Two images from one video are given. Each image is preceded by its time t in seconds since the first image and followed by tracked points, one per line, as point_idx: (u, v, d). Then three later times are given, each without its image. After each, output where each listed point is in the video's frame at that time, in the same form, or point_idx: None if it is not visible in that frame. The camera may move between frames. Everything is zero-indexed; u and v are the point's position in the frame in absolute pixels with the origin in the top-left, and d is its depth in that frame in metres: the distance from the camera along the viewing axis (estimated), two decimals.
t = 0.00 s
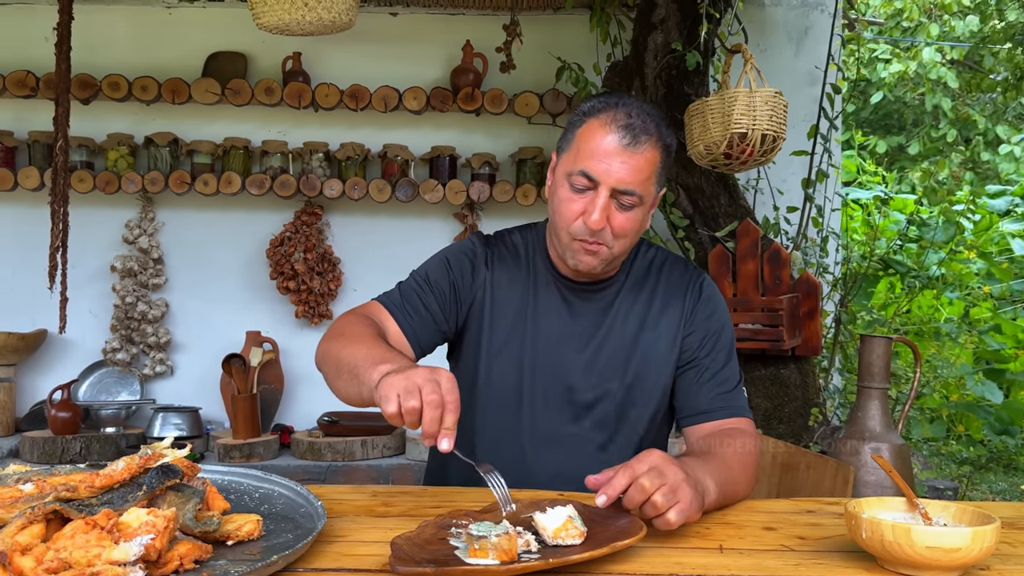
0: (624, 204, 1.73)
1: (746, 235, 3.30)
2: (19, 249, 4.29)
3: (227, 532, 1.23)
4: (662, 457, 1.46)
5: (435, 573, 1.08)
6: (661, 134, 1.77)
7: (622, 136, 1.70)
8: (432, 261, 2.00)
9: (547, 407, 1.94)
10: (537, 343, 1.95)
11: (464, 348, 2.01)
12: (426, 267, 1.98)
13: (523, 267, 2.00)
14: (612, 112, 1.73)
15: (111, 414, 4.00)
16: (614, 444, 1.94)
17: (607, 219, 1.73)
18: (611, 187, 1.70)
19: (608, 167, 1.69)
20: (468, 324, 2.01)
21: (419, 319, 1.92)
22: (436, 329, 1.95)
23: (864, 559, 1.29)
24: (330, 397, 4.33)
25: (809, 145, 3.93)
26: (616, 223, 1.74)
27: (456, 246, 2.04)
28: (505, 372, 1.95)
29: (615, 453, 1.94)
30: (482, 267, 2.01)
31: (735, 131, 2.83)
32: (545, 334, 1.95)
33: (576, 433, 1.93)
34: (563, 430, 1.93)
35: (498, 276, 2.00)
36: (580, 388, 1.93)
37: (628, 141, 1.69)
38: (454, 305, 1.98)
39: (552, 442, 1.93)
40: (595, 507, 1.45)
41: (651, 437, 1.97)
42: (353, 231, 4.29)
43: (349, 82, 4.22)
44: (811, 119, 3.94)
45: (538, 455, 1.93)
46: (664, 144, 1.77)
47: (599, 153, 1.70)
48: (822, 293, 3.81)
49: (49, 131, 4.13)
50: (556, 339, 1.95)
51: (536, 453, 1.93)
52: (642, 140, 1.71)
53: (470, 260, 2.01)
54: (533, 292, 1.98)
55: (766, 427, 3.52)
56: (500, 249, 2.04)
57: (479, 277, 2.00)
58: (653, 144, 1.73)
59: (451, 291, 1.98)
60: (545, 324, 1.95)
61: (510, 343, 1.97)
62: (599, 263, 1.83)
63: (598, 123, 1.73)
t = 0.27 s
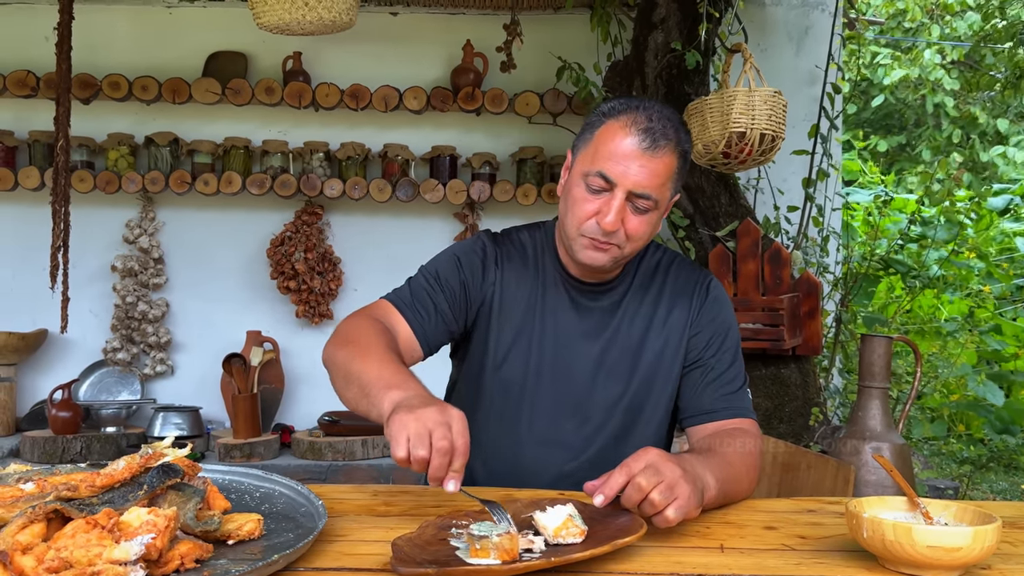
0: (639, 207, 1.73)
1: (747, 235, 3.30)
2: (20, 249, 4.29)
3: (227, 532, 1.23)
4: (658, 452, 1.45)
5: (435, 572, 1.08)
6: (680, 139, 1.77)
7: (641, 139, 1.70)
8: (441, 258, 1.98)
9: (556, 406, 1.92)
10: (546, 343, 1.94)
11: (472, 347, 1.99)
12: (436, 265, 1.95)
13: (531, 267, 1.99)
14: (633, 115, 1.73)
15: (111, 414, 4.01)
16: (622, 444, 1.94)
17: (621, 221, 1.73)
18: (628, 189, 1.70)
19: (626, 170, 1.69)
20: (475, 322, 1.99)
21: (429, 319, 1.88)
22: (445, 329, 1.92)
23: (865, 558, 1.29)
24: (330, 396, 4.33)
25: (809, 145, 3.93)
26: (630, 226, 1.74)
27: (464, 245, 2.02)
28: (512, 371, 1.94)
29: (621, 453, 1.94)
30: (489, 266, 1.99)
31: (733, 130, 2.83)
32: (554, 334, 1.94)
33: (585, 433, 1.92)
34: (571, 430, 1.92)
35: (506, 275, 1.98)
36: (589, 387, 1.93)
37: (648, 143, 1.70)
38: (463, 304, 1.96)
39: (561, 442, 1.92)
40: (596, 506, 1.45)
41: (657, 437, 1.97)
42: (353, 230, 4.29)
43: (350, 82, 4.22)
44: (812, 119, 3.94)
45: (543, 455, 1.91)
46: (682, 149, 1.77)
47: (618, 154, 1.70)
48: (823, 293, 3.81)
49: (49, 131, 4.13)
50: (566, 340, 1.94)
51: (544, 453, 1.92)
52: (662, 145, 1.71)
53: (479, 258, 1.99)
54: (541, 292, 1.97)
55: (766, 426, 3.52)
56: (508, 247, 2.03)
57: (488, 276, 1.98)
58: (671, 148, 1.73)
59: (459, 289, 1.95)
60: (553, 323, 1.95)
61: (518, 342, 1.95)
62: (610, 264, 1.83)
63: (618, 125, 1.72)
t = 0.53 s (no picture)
0: (643, 206, 1.73)
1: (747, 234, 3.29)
2: (21, 249, 4.29)
3: (230, 531, 1.23)
4: (659, 451, 1.45)
5: (438, 570, 1.08)
6: (686, 138, 1.76)
7: (647, 137, 1.69)
8: (443, 262, 1.98)
9: (560, 407, 1.92)
10: (550, 344, 1.94)
11: (475, 348, 1.98)
12: (437, 270, 1.95)
13: (534, 268, 1.99)
14: (639, 113, 1.73)
15: (112, 414, 4.00)
16: (626, 444, 1.94)
17: (625, 220, 1.73)
18: (632, 188, 1.70)
19: (631, 168, 1.69)
20: (478, 324, 1.99)
21: (429, 327, 1.88)
22: (447, 332, 1.92)
23: (868, 557, 1.29)
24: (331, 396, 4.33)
25: (810, 144, 3.93)
26: (633, 225, 1.75)
27: (466, 247, 2.02)
28: (516, 373, 1.93)
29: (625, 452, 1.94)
30: (493, 267, 1.99)
31: (731, 129, 2.83)
32: (558, 335, 1.94)
33: (589, 433, 1.92)
34: (576, 431, 1.92)
35: (509, 276, 1.98)
36: (594, 387, 1.93)
37: (653, 143, 1.69)
38: (466, 307, 1.96)
39: (566, 442, 1.92)
40: (597, 505, 1.45)
41: (662, 437, 1.97)
42: (354, 230, 4.29)
43: (350, 81, 4.22)
44: (812, 118, 3.94)
45: (549, 456, 1.91)
46: (688, 148, 1.77)
47: (622, 153, 1.69)
48: (824, 292, 3.81)
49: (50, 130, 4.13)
50: (570, 340, 1.94)
51: (549, 454, 1.91)
52: (667, 144, 1.70)
53: (481, 260, 1.99)
54: (544, 293, 1.96)
55: (768, 425, 3.52)
56: (511, 248, 2.03)
57: (490, 278, 1.98)
58: (677, 146, 1.73)
59: (461, 292, 1.95)
60: (557, 324, 1.95)
61: (522, 342, 1.95)
62: (613, 263, 1.83)
63: (623, 123, 1.72)
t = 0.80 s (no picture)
0: (644, 207, 1.73)
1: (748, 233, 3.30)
2: (22, 249, 4.29)
3: (230, 530, 1.23)
4: (657, 449, 1.45)
5: (438, 569, 1.08)
6: (688, 139, 1.77)
7: (649, 138, 1.69)
8: (442, 260, 1.98)
9: (559, 405, 1.92)
10: (549, 342, 1.94)
11: (474, 346, 1.98)
12: (436, 268, 1.96)
13: (534, 267, 1.99)
14: (641, 115, 1.73)
15: (113, 414, 4.01)
16: (625, 442, 1.94)
17: (626, 221, 1.73)
18: (634, 189, 1.69)
19: (633, 169, 1.68)
20: (477, 323, 1.99)
21: (427, 323, 1.89)
22: (443, 330, 1.92)
23: (868, 555, 1.29)
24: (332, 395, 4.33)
25: (811, 143, 3.93)
26: (634, 226, 1.74)
27: (466, 245, 2.02)
28: (516, 371, 1.93)
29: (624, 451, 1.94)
30: (492, 265, 1.99)
31: (731, 127, 2.83)
32: (558, 334, 1.94)
33: (588, 432, 1.92)
34: (575, 429, 1.92)
35: (509, 275, 1.98)
36: (593, 386, 1.93)
37: (655, 144, 1.69)
38: (465, 305, 1.96)
39: (564, 441, 1.92)
40: (598, 504, 1.45)
41: (661, 436, 1.96)
42: (354, 229, 4.29)
43: (351, 81, 4.21)
44: (813, 117, 3.94)
45: (548, 455, 1.91)
46: (689, 149, 1.77)
47: (625, 153, 1.69)
48: (825, 290, 3.81)
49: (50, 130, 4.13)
50: (569, 339, 1.94)
51: (547, 452, 1.91)
52: (669, 145, 1.70)
53: (481, 259, 1.99)
54: (544, 291, 1.96)
55: (768, 424, 3.52)
56: (511, 247, 2.03)
57: (489, 277, 1.98)
58: (678, 148, 1.73)
59: (460, 290, 1.95)
60: (556, 323, 1.94)
61: (521, 341, 1.95)
62: (613, 263, 1.83)
63: (626, 124, 1.72)
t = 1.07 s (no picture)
0: (646, 208, 1.73)
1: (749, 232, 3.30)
2: (23, 249, 4.30)
3: (231, 530, 1.23)
4: (657, 450, 1.45)
5: (438, 569, 1.08)
6: (689, 141, 1.77)
7: (650, 139, 1.69)
8: (443, 261, 1.98)
9: (560, 405, 1.92)
10: (551, 343, 1.94)
11: (476, 347, 1.98)
12: (438, 269, 1.95)
13: (535, 268, 1.99)
14: (643, 116, 1.73)
15: (114, 414, 4.01)
16: (626, 442, 1.94)
17: (628, 222, 1.73)
18: (636, 190, 1.69)
19: (635, 170, 1.68)
20: (479, 324, 1.99)
21: (430, 325, 1.88)
22: (446, 331, 1.91)
23: (868, 554, 1.29)
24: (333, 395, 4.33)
25: (811, 141, 3.92)
26: (636, 227, 1.74)
27: (467, 246, 2.02)
28: (517, 372, 1.93)
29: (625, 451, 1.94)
30: (493, 266, 1.99)
31: (734, 127, 2.83)
32: (559, 334, 1.94)
33: (589, 431, 1.92)
34: (576, 429, 1.92)
35: (509, 275, 1.98)
36: (594, 387, 1.93)
37: (657, 145, 1.69)
38: (466, 306, 1.96)
39: (565, 441, 1.92)
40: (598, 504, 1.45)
41: (662, 435, 1.97)
42: (355, 229, 4.29)
43: (351, 80, 4.21)
44: (814, 115, 3.94)
45: (550, 456, 1.91)
46: (691, 150, 1.77)
47: (627, 154, 1.69)
48: (826, 289, 3.81)
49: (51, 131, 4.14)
50: (570, 339, 1.94)
51: (549, 452, 1.91)
52: (671, 146, 1.70)
53: (482, 260, 1.99)
54: (545, 292, 1.96)
55: (769, 423, 3.51)
56: (512, 247, 2.02)
57: (490, 278, 1.98)
58: (680, 149, 1.73)
59: (462, 292, 1.95)
60: (557, 323, 1.94)
61: (522, 342, 1.95)
62: (614, 264, 1.83)
63: (627, 125, 1.72)
